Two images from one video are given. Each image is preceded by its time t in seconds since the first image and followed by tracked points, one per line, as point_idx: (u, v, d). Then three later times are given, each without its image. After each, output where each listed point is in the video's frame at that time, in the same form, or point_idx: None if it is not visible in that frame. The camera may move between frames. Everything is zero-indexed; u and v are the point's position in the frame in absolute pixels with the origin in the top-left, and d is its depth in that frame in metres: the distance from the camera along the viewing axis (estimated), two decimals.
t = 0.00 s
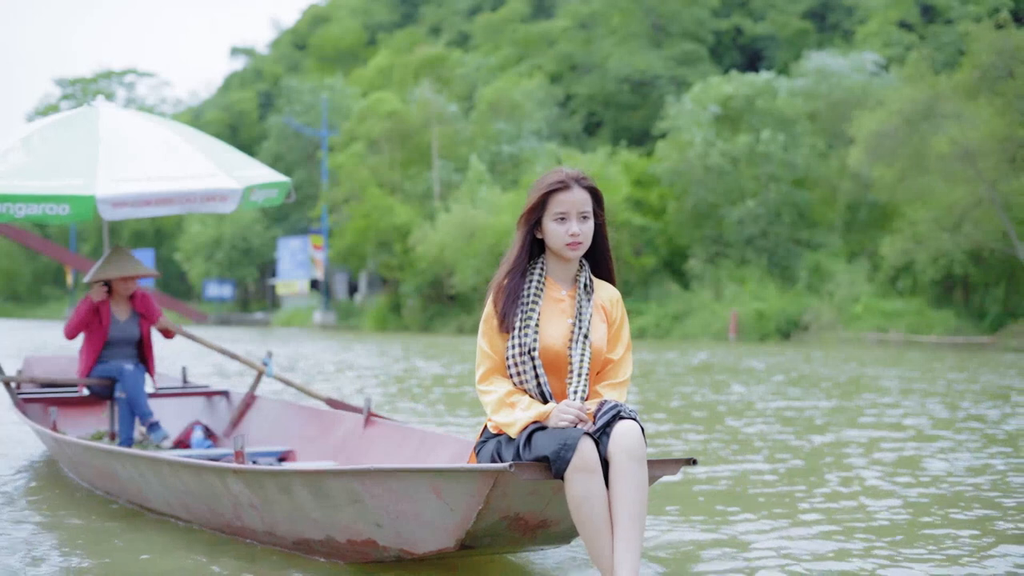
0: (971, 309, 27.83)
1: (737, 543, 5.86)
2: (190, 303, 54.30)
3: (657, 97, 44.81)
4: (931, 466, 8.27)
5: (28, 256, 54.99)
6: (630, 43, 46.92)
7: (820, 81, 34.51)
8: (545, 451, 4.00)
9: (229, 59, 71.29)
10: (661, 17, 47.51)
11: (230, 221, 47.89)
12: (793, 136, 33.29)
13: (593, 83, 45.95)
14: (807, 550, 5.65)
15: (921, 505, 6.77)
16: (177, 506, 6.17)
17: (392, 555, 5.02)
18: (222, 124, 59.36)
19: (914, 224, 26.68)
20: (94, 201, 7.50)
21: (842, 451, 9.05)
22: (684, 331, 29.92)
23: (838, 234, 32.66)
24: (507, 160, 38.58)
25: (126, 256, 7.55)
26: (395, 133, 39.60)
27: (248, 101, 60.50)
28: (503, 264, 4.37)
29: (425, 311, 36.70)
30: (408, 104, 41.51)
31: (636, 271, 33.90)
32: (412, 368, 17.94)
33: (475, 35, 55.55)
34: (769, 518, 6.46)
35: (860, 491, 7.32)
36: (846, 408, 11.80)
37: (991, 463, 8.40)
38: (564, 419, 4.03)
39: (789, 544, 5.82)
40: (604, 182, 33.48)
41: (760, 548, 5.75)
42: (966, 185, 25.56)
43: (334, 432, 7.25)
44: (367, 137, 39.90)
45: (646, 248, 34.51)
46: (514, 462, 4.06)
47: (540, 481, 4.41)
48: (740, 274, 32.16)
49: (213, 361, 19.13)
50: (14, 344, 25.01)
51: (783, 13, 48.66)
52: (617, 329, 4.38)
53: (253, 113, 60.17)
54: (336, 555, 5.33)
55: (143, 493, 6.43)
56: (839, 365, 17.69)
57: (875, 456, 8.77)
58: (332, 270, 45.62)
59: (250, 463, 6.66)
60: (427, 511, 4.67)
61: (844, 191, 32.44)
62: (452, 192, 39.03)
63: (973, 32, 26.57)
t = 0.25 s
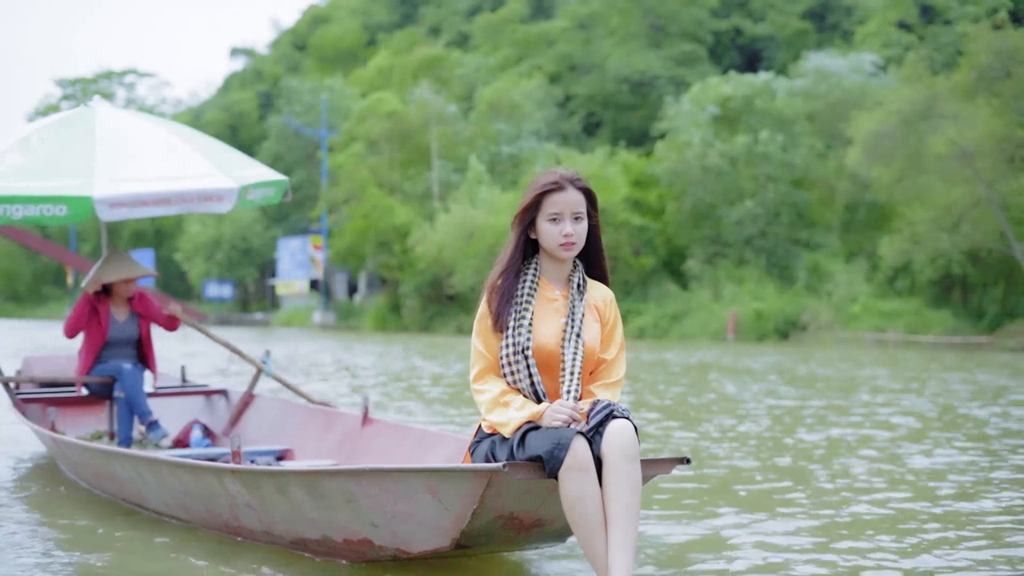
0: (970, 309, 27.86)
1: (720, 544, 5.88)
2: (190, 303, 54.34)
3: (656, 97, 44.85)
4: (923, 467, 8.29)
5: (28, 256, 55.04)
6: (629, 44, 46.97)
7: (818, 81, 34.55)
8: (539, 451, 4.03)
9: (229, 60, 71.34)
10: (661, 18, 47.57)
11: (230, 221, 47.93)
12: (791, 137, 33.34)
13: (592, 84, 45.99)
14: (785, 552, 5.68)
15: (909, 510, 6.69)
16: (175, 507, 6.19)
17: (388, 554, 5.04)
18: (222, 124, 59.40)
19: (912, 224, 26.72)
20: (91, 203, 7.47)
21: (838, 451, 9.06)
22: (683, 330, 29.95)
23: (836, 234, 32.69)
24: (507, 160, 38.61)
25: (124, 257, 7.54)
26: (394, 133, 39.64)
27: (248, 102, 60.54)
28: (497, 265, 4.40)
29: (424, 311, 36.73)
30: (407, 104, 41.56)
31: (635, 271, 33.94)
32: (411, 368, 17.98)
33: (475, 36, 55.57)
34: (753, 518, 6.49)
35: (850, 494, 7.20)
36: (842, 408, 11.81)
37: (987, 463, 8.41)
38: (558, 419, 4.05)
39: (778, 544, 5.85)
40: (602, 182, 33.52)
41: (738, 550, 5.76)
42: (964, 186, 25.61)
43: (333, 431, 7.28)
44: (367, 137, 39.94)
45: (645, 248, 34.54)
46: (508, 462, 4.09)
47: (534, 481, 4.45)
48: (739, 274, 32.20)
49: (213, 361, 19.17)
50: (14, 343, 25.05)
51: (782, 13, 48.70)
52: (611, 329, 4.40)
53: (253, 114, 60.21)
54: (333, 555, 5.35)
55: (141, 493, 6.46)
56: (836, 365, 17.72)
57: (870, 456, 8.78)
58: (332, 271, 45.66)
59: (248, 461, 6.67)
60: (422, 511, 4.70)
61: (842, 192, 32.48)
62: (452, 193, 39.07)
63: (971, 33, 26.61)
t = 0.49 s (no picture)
0: (968, 309, 27.89)
1: (702, 544, 5.94)
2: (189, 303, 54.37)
3: (656, 98, 44.88)
4: (914, 467, 8.33)
5: (28, 256, 55.09)
6: (628, 44, 46.99)
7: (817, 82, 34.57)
8: (534, 454, 4.05)
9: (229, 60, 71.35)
10: (660, 18, 47.60)
11: (230, 222, 47.95)
12: (790, 137, 33.37)
13: (591, 84, 46.01)
14: (765, 553, 5.71)
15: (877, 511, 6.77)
16: (174, 508, 6.21)
17: (385, 555, 5.06)
18: (222, 125, 59.41)
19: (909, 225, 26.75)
20: (89, 203, 7.50)
21: (832, 452, 9.09)
22: (682, 331, 29.98)
23: (834, 234, 32.72)
24: (506, 160, 38.62)
25: (124, 258, 7.56)
26: (393, 133, 39.67)
27: (248, 102, 60.54)
28: (493, 266, 4.42)
29: (424, 312, 36.76)
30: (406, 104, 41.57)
31: (634, 271, 33.96)
32: (410, 368, 18.00)
33: (475, 36, 55.61)
34: (735, 518, 6.59)
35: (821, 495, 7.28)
36: (836, 408, 11.85)
37: (980, 464, 8.45)
38: (553, 421, 4.07)
39: (762, 543, 5.93)
40: (601, 183, 33.55)
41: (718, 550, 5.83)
42: (961, 186, 25.60)
43: (331, 432, 7.30)
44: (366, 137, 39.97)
45: (644, 248, 34.58)
46: (503, 464, 4.12)
47: (529, 482, 4.48)
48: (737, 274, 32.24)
49: (212, 360, 19.20)
50: (13, 344, 25.08)
51: (781, 13, 48.70)
52: (605, 330, 4.43)
53: (253, 114, 60.22)
54: (330, 556, 5.37)
55: (139, 494, 6.48)
56: (833, 365, 17.74)
57: (863, 457, 8.82)
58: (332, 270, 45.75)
59: (246, 462, 6.69)
60: (419, 513, 4.72)
61: (840, 192, 32.50)
62: (451, 193, 39.10)
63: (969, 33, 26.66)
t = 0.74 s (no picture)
0: (967, 309, 27.91)
1: (692, 544, 5.97)
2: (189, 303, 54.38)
3: (655, 98, 44.90)
4: (906, 467, 8.36)
5: (29, 256, 55.12)
6: (628, 44, 47.01)
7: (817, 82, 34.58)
8: (531, 458, 4.07)
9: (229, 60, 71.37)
10: (660, 18, 47.62)
11: (230, 222, 47.96)
12: (789, 138, 33.39)
13: (591, 84, 46.02)
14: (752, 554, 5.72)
15: (858, 508, 6.86)
16: (173, 511, 6.22)
17: (383, 559, 5.07)
18: (222, 125, 59.42)
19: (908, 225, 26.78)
20: (88, 205, 7.52)
21: (830, 452, 9.10)
22: (681, 331, 30.00)
23: (834, 235, 32.74)
24: (506, 160, 38.61)
25: (124, 261, 7.57)
26: (393, 134, 39.68)
27: (248, 102, 60.56)
28: (490, 270, 4.44)
29: (423, 312, 36.77)
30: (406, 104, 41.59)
31: (634, 271, 33.98)
32: (409, 369, 18.00)
33: (475, 36, 55.64)
34: (717, 517, 6.63)
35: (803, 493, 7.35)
36: (832, 408, 11.87)
37: (976, 464, 8.47)
38: (549, 426, 4.09)
39: (746, 544, 5.95)
40: (600, 183, 33.56)
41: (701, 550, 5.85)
42: (958, 186, 25.63)
43: (330, 434, 7.31)
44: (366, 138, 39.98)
45: (643, 248, 34.60)
46: (500, 469, 4.14)
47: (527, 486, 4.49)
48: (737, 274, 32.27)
49: (211, 360, 19.21)
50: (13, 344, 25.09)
51: (781, 14, 48.72)
52: (603, 334, 4.44)
53: (253, 114, 60.24)
54: (329, 559, 5.38)
55: (138, 497, 6.49)
56: (832, 365, 17.75)
57: (859, 458, 8.83)
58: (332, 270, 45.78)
59: (245, 463, 6.70)
60: (417, 516, 4.73)
61: (839, 192, 32.50)
62: (451, 193, 39.12)
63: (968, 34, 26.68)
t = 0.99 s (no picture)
0: (966, 309, 27.92)
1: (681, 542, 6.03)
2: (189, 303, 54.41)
3: (655, 98, 44.92)
4: (900, 467, 8.37)
5: (29, 256, 55.17)
6: (628, 45, 47.02)
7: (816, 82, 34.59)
8: (529, 463, 4.08)
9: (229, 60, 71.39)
10: (660, 18, 47.65)
11: (230, 221, 47.98)
12: (788, 138, 33.41)
13: (591, 84, 46.03)
14: (737, 554, 5.76)
15: (849, 507, 6.97)
16: (172, 513, 6.23)
17: (382, 563, 5.08)
18: (222, 125, 59.43)
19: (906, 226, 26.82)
20: (87, 207, 7.52)
21: (829, 452, 9.10)
22: (680, 331, 30.02)
23: (833, 235, 32.76)
24: (506, 160, 38.61)
25: (125, 264, 7.58)
26: (393, 134, 39.69)
27: (248, 102, 60.57)
28: (487, 274, 4.45)
29: (423, 312, 36.79)
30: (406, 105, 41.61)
31: (633, 271, 34.00)
32: (408, 369, 18.01)
33: (475, 36, 55.63)
34: (709, 518, 6.67)
35: (795, 493, 7.41)
36: (829, 407, 11.87)
37: (973, 464, 8.49)
38: (548, 430, 4.10)
39: (728, 543, 6.03)
40: (600, 183, 33.58)
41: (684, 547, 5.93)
42: (957, 186, 25.66)
43: (329, 438, 7.32)
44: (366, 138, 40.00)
45: (643, 248, 34.62)
46: (499, 473, 4.16)
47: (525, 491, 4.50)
48: (736, 274, 32.30)
49: (211, 361, 19.23)
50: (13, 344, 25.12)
51: (781, 14, 48.73)
52: (600, 338, 4.46)
53: (252, 114, 60.26)
54: (327, 562, 5.38)
55: (137, 499, 6.50)
56: (831, 365, 17.76)
57: (856, 458, 8.84)
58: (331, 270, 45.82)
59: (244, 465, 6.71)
60: (415, 520, 4.74)
61: (839, 192, 32.49)
62: (450, 193, 39.14)
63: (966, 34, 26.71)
